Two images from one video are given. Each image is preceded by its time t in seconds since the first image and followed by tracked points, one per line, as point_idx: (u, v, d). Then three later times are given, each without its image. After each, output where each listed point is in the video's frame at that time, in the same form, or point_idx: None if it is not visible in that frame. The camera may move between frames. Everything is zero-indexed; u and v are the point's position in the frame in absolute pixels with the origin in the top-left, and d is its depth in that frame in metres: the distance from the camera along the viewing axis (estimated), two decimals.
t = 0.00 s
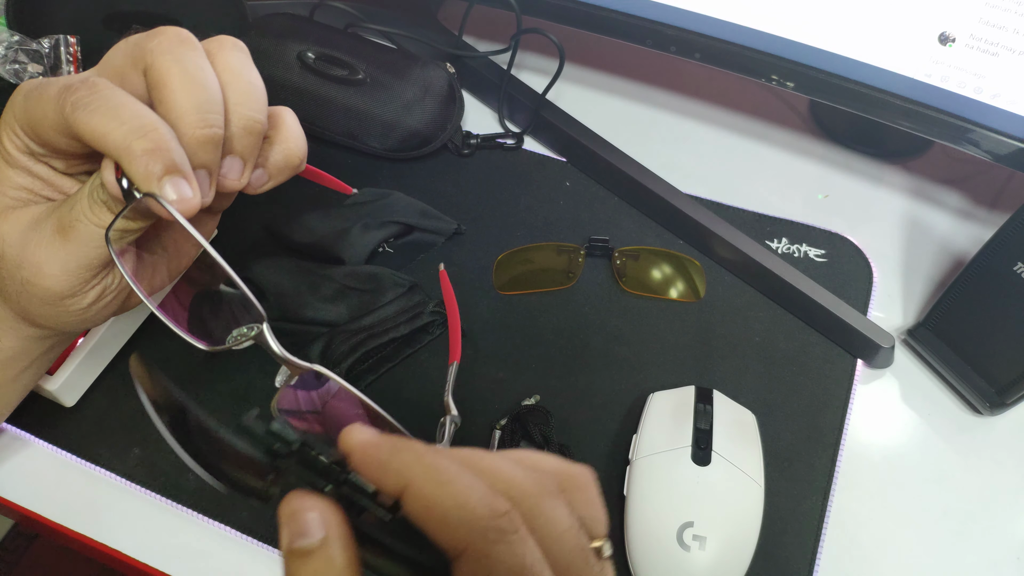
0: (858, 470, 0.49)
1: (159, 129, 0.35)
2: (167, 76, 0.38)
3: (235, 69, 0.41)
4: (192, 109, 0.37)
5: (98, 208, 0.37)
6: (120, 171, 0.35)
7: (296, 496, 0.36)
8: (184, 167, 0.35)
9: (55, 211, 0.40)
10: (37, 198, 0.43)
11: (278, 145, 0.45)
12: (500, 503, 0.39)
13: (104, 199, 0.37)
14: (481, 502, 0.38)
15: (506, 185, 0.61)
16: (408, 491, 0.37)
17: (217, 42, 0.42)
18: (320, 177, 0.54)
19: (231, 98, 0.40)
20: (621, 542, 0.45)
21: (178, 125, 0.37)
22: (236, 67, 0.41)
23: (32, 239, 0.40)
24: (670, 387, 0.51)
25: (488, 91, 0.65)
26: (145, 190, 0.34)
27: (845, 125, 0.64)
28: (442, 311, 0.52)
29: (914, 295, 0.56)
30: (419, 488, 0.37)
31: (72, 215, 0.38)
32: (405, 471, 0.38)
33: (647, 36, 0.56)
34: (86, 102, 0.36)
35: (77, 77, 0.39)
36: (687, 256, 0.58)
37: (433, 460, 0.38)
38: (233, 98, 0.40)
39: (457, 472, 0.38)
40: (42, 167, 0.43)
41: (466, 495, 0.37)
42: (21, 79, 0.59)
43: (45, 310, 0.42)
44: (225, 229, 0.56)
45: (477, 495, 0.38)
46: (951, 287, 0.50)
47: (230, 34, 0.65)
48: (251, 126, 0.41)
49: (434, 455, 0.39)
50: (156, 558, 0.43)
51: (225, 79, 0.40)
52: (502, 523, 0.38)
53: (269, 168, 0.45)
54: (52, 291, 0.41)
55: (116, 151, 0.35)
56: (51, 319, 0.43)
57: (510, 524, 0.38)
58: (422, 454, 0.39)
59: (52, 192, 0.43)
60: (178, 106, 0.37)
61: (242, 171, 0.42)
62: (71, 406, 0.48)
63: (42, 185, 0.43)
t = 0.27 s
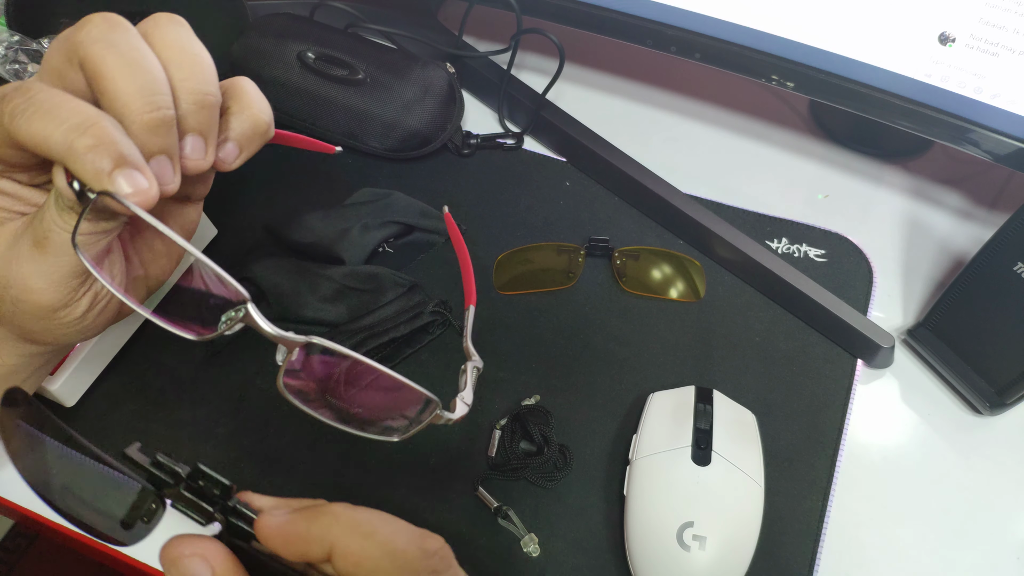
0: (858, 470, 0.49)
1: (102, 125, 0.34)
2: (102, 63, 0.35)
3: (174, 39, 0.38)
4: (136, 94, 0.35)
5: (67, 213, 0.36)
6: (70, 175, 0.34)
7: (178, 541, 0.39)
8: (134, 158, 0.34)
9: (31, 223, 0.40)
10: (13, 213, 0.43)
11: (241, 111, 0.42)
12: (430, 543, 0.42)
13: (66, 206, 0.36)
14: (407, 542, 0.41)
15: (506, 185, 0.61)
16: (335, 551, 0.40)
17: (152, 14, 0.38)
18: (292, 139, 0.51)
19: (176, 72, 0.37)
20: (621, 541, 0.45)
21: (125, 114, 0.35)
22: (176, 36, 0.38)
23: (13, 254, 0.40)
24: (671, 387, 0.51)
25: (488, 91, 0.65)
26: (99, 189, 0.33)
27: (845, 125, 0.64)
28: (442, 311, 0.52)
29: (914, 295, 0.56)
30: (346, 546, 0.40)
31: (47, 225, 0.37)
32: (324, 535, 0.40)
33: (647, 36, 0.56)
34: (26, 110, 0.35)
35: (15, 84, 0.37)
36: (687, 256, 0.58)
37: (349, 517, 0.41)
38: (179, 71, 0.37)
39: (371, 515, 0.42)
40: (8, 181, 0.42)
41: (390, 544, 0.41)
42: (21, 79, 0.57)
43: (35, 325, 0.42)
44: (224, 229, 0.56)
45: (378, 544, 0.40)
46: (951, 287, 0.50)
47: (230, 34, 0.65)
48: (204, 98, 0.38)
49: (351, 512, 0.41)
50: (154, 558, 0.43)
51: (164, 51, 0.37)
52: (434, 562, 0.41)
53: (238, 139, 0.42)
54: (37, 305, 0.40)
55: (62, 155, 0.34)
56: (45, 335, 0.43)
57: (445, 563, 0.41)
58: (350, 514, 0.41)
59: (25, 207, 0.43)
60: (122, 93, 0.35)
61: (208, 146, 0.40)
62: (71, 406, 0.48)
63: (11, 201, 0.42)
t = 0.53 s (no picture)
0: (858, 470, 0.49)
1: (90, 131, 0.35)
2: (91, 69, 0.36)
3: (163, 44, 0.39)
4: (127, 99, 0.36)
5: (57, 219, 0.38)
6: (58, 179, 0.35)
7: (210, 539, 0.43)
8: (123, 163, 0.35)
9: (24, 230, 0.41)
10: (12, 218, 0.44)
11: (233, 114, 0.43)
12: (469, 536, 0.43)
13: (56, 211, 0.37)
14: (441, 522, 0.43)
15: (506, 185, 0.61)
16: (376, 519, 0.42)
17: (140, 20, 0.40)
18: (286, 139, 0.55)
19: (165, 74, 0.38)
20: (621, 541, 0.45)
21: (115, 119, 0.36)
22: (166, 42, 0.39)
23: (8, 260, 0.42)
24: (671, 387, 0.51)
25: (488, 91, 0.65)
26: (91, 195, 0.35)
27: (845, 125, 0.64)
28: (443, 310, 0.52)
29: (914, 295, 0.56)
30: (389, 521, 0.42)
31: (38, 232, 0.39)
32: (372, 505, 0.43)
33: (647, 36, 0.56)
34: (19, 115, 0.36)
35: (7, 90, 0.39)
36: (686, 256, 0.58)
37: (400, 496, 0.43)
38: (167, 74, 0.38)
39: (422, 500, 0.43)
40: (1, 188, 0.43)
41: (432, 529, 0.42)
42: (21, 79, 0.60)
43: (33, 328, 0.44)
44: (225, 229, 0.56)
45: (420, 526, 0.42)
46: (951, 287, 0.50)
47: (230, 34, 0.65)
48: (193, 99, 0.39)
49: (406, 493, 0.44)
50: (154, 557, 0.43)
51: (156, 58, 0.39)
52: (466, 545, 0.43)
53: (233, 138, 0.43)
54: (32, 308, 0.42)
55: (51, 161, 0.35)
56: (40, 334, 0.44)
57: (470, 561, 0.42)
58: (403, 496, 0.43)
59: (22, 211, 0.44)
60: (111, 98, 0.36)
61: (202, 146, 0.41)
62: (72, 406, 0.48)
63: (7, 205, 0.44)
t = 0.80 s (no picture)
0: (858, 470, 0.49)
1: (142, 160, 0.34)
2: (144, 99, 0.37)
3: (209, 77, 0.40)
4: (175, 130, 0.37)
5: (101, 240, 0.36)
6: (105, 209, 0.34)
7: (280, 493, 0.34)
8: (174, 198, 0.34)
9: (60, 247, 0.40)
10: (41, 235, 0.43)
11: (269, 145, 0.44)
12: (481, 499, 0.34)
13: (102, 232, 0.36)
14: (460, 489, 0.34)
15: (506, 185, 0.61)
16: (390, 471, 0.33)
17: (189, 55, 0.41)
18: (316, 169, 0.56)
19: (212, 108, 0.39)
20: (621, 541, 0.45)
21: (163, 149, 0.37)
22: (215, 77, 0.40)
23: (36, 278, 0.40)
24: (670, 387, 0.51)
25: (488, 91, 0.65)
26: (139, 227, 0.33)
27: (845, 125, 0.64)
28: (442, 311, 0.52)
29: (914, 295, 0.56)
30: (397, 477, 0.33)
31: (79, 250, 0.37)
32: (381, 459, 0.33)
33: (647, 36, 0.56)
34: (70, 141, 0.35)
35: (52, 115, 0.38)
36: (686, 257, 0.58)
37: (412, 451, 0.34)
38: (213, 108, 0.39)
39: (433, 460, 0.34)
40: (36, 206, 0.42)
41: (444, 489, 0.33)
42: (20, 80, 0.58)
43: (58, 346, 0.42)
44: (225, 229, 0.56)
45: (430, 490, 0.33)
46: (951, 286, 0.50)
47: (230, 34, 0.65)
48: (236, 134, 0.40)
49: (411, 450, 0.34)
50: (155, 557, 0.43)
51: (201, 90, 0.40)
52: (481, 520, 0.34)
53: (265, 170, 0.44)
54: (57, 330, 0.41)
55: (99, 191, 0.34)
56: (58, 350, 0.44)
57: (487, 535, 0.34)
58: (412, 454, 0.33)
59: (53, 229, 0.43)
60: (160, 129, 0.37)
61: (237, 180, 0.41)
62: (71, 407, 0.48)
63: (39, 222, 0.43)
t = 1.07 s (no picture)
0: (858, 470, 0.49)
1: (159, 188, 0.34)
2: (165, 124, 0.36)
3: (230, 103, 0.40)
4: (195, 157, 0.36)
5: (106, 260, 0.36)
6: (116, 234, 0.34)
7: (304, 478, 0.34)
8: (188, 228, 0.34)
9: (62, 260, 0.40)
10: (49, 245, 0.42)
11: (285, 172, 0.44)
12: (518, 483, 0.36)
13: (110, 253, 0.36)
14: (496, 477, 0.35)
15: (507, 185, 0.61)
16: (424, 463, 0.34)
17: (212, 80, 0.40)
18: (330, 196, 0.52)
19: (233, 136, 0.39)
20: (621, 541, 0.45)
21: (181, 176, 0.36)
22: (238, 103, 0.40)
23: (39, 290, 0.40)
24: (670, 387, 0.51)
25: (488, 91, 0.65)
26: (149, 254, 0.33)
27: (846, 125, 0.64)
28: (442, 311, 0.52)
29: (914, 295, 0.56)
30: (431, 467, 0.34)
31: (81, 268, 0.37)
32: (411, 451, 0.34)
33: (647, 36, 0.56)
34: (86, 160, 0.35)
35: (70, 131, 0.37)
36: (687, 257, 0.58)
37: (442, 442, 0.35)
38: (233, 135, 0.39)
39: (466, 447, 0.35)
40: (47, 217, 0.41)
41: (478, 473, 0.35)
42: (21, 79, 0.58)
43: (56, 356, 0.42)
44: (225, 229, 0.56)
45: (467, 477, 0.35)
46: (951, 286, 0.50)
47: (230, 35, 0.65)
48: (254, 163, 0.40)
49: (442, 441, 0.35)
50: (154, 557, 0.43)
51: (222, 115, 0.39)
52: (519, 503, 0.35)
53: (277, 197, 0.44)
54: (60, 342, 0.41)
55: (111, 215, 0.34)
56: (57, 360, 0.42)
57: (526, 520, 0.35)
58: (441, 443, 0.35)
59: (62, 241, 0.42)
60: (178, 155, 0.36)
61: (250, 208, 0.41)
62: (71, 405, 0.48)
63: (49, 233, 0.41)
